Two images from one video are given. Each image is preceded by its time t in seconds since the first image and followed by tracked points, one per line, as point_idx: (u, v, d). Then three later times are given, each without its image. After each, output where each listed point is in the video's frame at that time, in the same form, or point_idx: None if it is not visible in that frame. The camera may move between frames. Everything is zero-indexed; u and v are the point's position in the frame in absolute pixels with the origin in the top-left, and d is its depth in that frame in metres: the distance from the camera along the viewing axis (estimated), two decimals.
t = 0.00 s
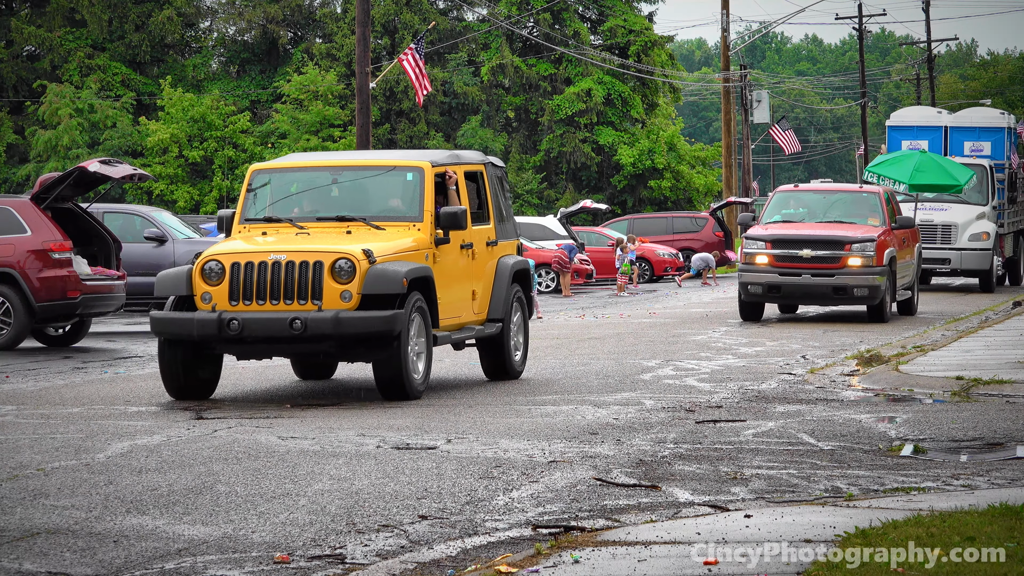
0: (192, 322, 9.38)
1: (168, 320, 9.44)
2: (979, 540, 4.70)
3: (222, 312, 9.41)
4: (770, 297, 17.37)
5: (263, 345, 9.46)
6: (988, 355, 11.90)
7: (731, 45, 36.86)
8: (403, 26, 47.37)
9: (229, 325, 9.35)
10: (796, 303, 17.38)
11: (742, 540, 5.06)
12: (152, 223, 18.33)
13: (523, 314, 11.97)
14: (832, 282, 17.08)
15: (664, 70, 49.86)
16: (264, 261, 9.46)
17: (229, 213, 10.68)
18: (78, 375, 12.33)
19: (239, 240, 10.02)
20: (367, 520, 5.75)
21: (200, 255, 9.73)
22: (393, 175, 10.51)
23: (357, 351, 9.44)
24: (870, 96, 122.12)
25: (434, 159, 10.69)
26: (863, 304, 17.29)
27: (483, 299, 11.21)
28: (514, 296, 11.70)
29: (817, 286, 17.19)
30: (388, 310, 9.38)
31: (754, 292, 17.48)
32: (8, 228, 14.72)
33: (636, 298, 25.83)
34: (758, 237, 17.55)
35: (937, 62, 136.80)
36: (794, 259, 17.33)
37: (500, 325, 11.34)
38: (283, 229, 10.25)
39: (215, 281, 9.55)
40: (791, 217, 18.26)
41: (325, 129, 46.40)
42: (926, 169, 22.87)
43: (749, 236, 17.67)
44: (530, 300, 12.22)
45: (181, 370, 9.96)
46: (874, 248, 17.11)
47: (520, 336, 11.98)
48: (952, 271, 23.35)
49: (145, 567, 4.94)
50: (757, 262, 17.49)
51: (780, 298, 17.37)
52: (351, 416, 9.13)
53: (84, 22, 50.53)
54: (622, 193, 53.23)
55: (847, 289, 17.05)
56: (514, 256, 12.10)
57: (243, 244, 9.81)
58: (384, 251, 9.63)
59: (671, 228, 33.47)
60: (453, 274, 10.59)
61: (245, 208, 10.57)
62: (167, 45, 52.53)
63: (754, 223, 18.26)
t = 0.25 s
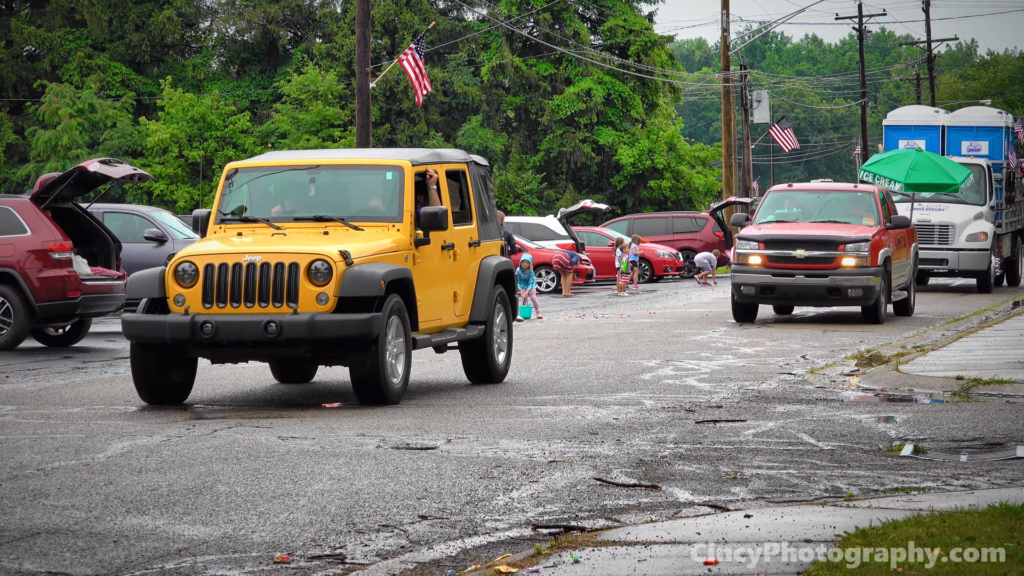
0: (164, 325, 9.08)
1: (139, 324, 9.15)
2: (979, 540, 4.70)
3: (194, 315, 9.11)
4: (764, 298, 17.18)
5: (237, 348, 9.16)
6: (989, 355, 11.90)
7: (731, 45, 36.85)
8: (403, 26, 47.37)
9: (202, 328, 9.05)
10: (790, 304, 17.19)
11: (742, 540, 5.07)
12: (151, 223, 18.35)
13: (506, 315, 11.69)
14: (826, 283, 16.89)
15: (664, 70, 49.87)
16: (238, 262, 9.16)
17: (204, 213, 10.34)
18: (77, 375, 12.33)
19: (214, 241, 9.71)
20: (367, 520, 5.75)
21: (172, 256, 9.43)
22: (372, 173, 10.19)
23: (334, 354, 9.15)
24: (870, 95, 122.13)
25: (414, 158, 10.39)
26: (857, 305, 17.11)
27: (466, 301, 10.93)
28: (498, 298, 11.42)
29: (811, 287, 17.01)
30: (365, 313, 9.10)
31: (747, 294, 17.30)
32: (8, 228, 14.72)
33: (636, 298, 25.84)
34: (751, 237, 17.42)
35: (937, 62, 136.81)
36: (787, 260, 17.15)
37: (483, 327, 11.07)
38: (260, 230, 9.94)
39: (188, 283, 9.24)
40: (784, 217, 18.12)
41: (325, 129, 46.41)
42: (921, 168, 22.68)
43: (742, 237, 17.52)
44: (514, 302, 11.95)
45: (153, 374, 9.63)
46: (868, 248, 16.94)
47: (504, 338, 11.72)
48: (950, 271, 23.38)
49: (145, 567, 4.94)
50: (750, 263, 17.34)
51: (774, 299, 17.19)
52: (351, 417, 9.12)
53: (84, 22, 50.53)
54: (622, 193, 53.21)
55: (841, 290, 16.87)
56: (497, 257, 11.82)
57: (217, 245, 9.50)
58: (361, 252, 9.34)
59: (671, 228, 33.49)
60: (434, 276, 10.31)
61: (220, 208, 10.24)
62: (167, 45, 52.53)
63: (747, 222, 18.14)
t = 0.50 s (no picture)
0: (135, 330, 8.85)
1: (109, 328, 8.91)
2: (979, 540, 4.70)
3: (166, 319, 8.87)
4: (757, 300, 16.90)
5: (210, 353, 8.92)
6: (989, 355, 11.89)
7: (731, 45, 36.84)
8: (403, 26, 47.37)
9: (173, 332, 8.81)
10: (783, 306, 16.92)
11: (743, 540, 5.06)
12: (151, 224, 18.34)
13: (489, 317, 11.46)
14: (820, 284, 16.64)
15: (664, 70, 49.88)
16: (210, 265, 8.91)
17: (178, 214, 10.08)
18: (78, 376, 12.33)
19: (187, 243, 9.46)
20: (367, 520, 5.75)
21: (144, 259, 9.18)
22: (350, 173, 9.92)
23: (309, 359, 8.93)
24: (870, 96, 122.15)
25: (393, 157, 10.13)
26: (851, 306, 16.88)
27: (447, 303, 10.69)
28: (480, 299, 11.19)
29: (804, 288, 16.76)
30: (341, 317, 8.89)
31: (740, 295, 17.02)
32: (8, 227, 14.71)
33: (636, 297, 25.83)
34: (744, 237, 17.10)
35: (937, 62, 136.84)
36: (781, 261, 16.88)
37: (465, 330, 10.84)
38: (235, 231, 9.69)
39: (160, 287, 9.00)
40: (779, 216, 17.86)
41: (325, 129, 46.38)
42: (918, 167, 22.83)
43: (735, 238, 17.22)
44: (498, 303, 11.73)
45: (125, 380, 9.35)
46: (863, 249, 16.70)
47: (487, 340, 11.50)
48: (947, 271, 23.31)
49: (145, 567, 4.94)
50: (743, 264, 17.05)
51: (767, 301, 16.92)
52: (350, 416, 9.13)
53: (84, 23, 50.50)
54: (622, 193, 53.19)
55: (835, 291, 16.63)
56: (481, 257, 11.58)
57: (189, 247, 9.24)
58: (337, 254, 9.10)
59: (671, 228, 33.48)
60: (414, 277, 10.07)
61: (195, 210, 9.98)
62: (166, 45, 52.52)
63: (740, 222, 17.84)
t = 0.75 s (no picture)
0: (105, 333, 8.60)
1: (78, 331, 8.67)
2: (979, 540, 4.70)
3: (137, 321, 8.62)
4: (750, 300, 16.75)
5: (182, 356, 8.67)
6: (988, 355, 11.90)
7: (731, 44, 36.82)
8: (403, 26, 47.38)
9: (144, 335, 8.56)
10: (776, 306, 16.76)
11: (743, 540, 5.06)
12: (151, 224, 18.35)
13: (471, 318, 11.22)
14: (814, 284, 16.46)
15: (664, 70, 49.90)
16: (181, 266, 8.66)
17: (151, 215, 9.87)
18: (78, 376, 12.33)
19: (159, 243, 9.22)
20: (367, 520, 5.75)
21: (115, 259, 8.93)
22: (326, 171, 9.71)
23: (283, 362, 8.67)
24: (870, 96, 122.15)
25: (370, 155, 9.91)
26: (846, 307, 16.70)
27: (427, 303, 10.45)
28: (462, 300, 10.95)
29: (798, 288, 16.57)
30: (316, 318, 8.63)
31: (733, 296, 16.86)
32: (8, 227, 14.73)
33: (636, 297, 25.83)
34: (737, 237, 16.92)
35: (937, 62, 136.86)
36: (774, 261, 16.70)
37: (446, 331, 10.61)
38: (209, 230, 9.49)
39: (130, 288, 8.75)
40: (772, 216, 17.70)
41: (325, 129, 46.35)
42: (915, 166, 22.72)
43: (728, 237, 17.04)
44: (480, 304, 11.50)
45: (95, 383, 9.10)
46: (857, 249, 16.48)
47: (469, 342, 11.27)
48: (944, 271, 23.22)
49: (145, 567, 4.94)
50: (736, 264, 16.87)
51: (760, 301, 16.77)
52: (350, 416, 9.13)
53: (84, 23, 50.47)
54: (622, 193, 53.17)
55: (829, 292, 16.45)
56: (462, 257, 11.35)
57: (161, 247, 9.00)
58: (312, 254, 8.84)
59: (671, 228, 33.49)
60: (392, 278, 9.84)
61: (168, 208, 9.77)
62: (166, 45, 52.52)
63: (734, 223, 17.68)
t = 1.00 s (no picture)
0: (75, 335, 8.40)
1: (48, 334, 8.47)
2: (979, 540, 4.70)
3: (107, 324, 8.42)
4: (742, 301, 16.51)
5: (153, 360, 8.47)
6: (988, 355, 11.90)
7: (731, 45, 36.79)
8: (403, 26, 47.39)
9: (115, 338, 8.36)
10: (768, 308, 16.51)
11: (742, 540, 5.07)
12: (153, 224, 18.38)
13: (453, 321, 11.03)
14: (806, 285, 16.23)
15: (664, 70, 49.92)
16: (153, 267, 8.46)
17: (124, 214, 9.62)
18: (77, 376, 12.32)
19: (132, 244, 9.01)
20: (367, 520, 5.75)
21: (86, 260, 8.73)
22: (303, 170, 9.45)
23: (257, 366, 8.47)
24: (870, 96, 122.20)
25: (349, 153, 9.68)
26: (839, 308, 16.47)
27: (407, 307, 10.25)
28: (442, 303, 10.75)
29: (791, 290, 16.32)
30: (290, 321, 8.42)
31: (725, 296, 16.63)
32: (8, 227, 14.72)
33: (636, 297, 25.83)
34: (729, 237, 16.71)
35: (937, 62, 136.89)
36: (766, 261, 16.48)
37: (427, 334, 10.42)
38: (182, 231, 9.23)
39: (101, 290, 8.54)
40: (765, 216, 17.48)
41: (325, 129, 46.33)
42: (911, 166, 22.29)
43: (720, 237, 16.82)
44: (462, 306, 11.30)
45: (65, 387, 8.87)
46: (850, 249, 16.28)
47: (451, 344, 11.07)
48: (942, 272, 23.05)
49: (145, 567, 4.94)
50: (728, 264, 16.65)
51: (752, 302, 16.53)
52: (350, 417, 9.12)
53: (84, 23, 50.48)
54: (622, 193, 53.16)
55: (822, 292, 16.21)
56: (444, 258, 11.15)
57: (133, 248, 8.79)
58: (287, 255, 8.63)
59: (671, 228, 33.47)
60: (371, 280, 9.63)
61: (141, 208, 9.51)
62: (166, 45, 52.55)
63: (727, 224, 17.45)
